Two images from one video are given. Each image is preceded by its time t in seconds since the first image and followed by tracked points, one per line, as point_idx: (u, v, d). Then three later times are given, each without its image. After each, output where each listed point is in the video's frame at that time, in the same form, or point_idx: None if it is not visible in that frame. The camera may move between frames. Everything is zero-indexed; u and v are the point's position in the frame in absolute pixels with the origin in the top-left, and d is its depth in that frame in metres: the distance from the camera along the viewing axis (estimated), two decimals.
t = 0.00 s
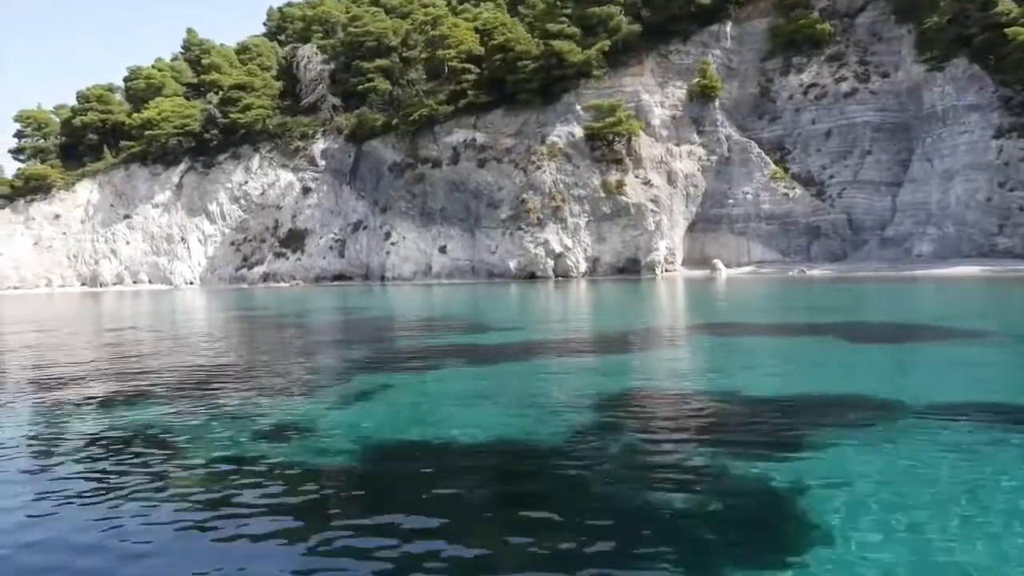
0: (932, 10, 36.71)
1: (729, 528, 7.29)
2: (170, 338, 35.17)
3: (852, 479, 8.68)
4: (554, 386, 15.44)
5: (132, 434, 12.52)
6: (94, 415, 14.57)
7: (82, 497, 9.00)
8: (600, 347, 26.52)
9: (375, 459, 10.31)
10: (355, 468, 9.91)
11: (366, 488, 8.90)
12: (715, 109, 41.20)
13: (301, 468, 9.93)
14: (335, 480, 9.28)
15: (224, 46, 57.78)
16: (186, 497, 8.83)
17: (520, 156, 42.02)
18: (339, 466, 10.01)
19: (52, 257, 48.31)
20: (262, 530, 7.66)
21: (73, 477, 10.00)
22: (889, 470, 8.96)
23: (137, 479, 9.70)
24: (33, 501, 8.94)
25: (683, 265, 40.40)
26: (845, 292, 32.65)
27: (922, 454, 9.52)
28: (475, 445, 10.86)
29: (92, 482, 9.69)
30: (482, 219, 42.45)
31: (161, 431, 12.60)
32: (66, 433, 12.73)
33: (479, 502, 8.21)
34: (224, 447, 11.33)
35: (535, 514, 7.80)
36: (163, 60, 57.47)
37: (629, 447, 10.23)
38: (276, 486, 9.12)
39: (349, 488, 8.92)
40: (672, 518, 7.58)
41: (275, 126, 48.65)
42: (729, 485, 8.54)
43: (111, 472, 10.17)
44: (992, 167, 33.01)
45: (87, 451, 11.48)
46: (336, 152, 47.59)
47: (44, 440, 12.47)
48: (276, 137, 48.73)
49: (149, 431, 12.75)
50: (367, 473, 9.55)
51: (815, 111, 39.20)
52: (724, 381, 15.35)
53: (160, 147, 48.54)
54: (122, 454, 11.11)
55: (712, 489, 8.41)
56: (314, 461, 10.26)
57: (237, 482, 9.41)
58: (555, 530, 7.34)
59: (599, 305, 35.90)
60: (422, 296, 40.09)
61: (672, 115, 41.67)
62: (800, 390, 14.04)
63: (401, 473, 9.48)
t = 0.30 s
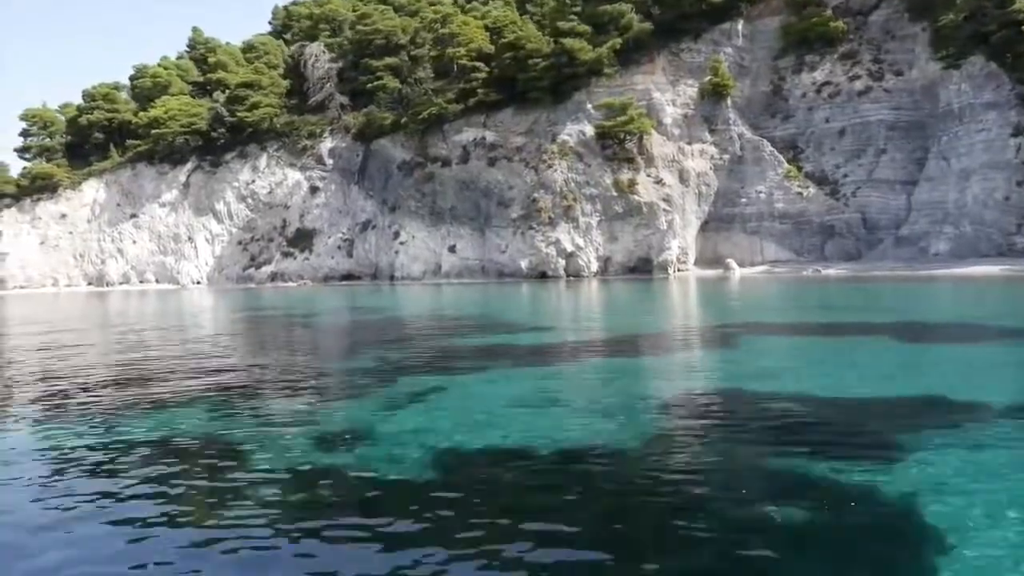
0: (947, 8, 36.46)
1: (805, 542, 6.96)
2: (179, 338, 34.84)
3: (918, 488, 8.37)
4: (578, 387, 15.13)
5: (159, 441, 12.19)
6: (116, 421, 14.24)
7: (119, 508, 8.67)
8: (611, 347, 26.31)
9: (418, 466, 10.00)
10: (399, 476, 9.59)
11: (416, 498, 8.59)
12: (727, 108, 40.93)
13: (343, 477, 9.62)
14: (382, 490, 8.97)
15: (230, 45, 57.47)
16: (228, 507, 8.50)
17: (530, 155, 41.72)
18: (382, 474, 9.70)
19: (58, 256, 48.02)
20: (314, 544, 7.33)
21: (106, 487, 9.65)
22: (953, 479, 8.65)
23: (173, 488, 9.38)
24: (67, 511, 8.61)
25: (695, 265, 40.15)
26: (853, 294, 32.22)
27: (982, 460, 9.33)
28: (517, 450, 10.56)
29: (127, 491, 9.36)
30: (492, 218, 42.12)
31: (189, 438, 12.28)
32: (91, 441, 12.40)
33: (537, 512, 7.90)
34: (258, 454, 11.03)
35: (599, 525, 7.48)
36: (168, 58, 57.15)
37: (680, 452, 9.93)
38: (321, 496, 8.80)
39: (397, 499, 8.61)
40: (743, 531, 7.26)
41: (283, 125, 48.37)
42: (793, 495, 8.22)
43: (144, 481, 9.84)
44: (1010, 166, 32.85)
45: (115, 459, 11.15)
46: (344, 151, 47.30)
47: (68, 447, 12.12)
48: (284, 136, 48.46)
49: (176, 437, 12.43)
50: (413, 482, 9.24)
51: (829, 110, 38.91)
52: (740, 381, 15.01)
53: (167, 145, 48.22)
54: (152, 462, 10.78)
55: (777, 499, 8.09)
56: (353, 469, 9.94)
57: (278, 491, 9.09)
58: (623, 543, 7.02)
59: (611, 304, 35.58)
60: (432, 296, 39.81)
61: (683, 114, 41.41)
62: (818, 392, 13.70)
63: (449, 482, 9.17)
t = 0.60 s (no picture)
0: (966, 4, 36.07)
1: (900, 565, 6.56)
2: (189, 338, 34.50)
3: (999, 503, 8.01)
4: (609, 389, 14.82)
5: (191, 448, 11.81)
6: (140, 426, 13.85)
7: (164, 524, 8.29)
8: (625, 347, 26.01)
9: (468, 475, 9.64)
10: (450, 487, 9.22)
11: (474, 511, 8.22)
12: (741, 106, 40.60)
13: (391, 488, 9.26)
14: (435, 501, 8.60)
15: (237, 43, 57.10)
16: (279, 520, 8.20)
17: (542, 153, 41.36)
18: (432, 485, 9.34)
19: (66, 256, 47.71)
20: (376, 562, 7.03)
21: (146, 497, 9.35)
22: None
23: (217, 501, 9.01)
24: (110, 528, 8.22)
25: (708, 264, 39.83)
26: (868, 294, 31.77)
27: None
28: (567, 458, 10.20)
29: (168, 505, 8.98)
30: (503, 216, 41.77)
31: (221, 445, 11.90)
32: (119, 448, 12.01)
33: (607, 528, 7.52)
34: (297, 463, 10.65)
35: (675, 544, 7.09)
36: (174, 56, 56.73)
37: (741, 461, 9.54)
38: (374, 508, 8.43)
39: (455, 512, 8.24)
40: (831, 553, 6.85)
41: (291, 123, 47.99)
42: (871, 511, 7.86)
43: (183, 493, 9.46)
44: None
45: (148, 469, 10.77)
46: (353, 149, 46.95)
47: (96, 454, 11.74)
48: (292, 134, 48.10)
49: (208, 444, 12.05)
50: (467, 493, 8.87)
51: (844, 108, 38.58)
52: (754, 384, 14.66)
53: (175, 144, 47.83)
54: (189, 473, 10.39)
55: (857, 516, 7.69)
56: (400, 481, 9.57)
57: (327, 504, 8.71)
58: (705, 565, 6.66)
59: (624, 304, 35.18)
60: (443, 295, 39.49)
61: (697, 112, 41.08)
62: (838, 396, 13.38)
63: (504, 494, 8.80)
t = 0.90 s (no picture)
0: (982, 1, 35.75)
1: (997, 573, 6.15)
2: (198, 338, 34.18)
3: None
4: (637, 387, 14.53)
5: (218, 447, 11.44)
6: (160, 422, 13.47)
7: (203, 531, 7.95)
8: (638, 348, 25.70)
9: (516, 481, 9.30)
10: (495, 490, 8.96)
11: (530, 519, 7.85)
12: (753, 104, 40.30)
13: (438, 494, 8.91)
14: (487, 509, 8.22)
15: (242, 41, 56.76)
16: (325, 524, 7.92)
17: (553, 152, 41.04)
18: (480, 490, 8.99)
19: (72, 255, 47.41)
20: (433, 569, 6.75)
21: (182, 499, 9.07)
22: None
23: (257, 507, 8.67)
24: (150, 532, 7.96)
25: (721, 264, 39.54)
26: (883, 294, 31.43)
27: None
28: (616, 463, 9.84)
29: (205, 511, 8.64)
30: (513, 216, 41.46)
31: (250, 444, 11.55)
32: (145, 447, 11.73)
33: (670, 535, 7.20)
34: (334, 466, 10.30)
35: (747, 554, 6.72)
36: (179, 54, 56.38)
37: (793, 464, 9.28)
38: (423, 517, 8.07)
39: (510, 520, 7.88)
40: (908, 556, 6.58)
41: (298, 122, 47.63)
42: (938, 512, 7.59)
43: (219, 497, 9.11)
44: None
45: (176, 469, 10.41)
46: (360, 148, 46.64)
47: (120, 453, 11.38)
48: (299, 133, 47.76)
49: (236, 444, 11.69)
50: (518, 500, 8.52)
51: (858, 106, 38.28)
52: (781, 382, 14.37)
53: (181, 142, 47.49)
54: (221, 475, 10.03)
55: (935, 522, 7.31)
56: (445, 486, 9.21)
57: (374, 512, 8.35)
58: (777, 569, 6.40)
59: (636, 304, 34.81)
60: (452, 295, 39.18)
61: (709, 110, 40.78)
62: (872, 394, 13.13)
63: (557, 501, 8.45)
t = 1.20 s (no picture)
0: None
1: None
2: (208, 338, 33.88)
3: None
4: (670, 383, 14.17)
5: (248, 445, 11.04)
6: (182, 423, 13.05)
7: (248, 530, 7.55)
8: (652, 350, 25.28)
9: (569, 479, 8.89)
10: (549, 489, 8.61)
11: (594, 525, 7.42)
12: (767, 102, 39.96)
13: (490, 493, 8.50)
14: (546, 513, 7.80)
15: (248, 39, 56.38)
16: (380, 523, 7.57)
17: (565, 150, 40.68)
18: (534, 489, 8.59)
19: (78, 254, 47.01)
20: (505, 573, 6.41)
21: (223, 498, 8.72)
22: None
23: (300, 504, 8.27)
24: (195, 531, 7.60)
25: (734, 263, 39.19)
26: (901, 294, 31.02)
27: None
28: (669, 462, 9.42)
29: (247, 508, 8.23)
30: (525, 215, 41.09)
31: (282, 439, 11.15)
32: (176, 445, 11.35)
33: (750, 542, 6.86)
34: (375, 460, 9.89)
35: (836, 563, 6.37)
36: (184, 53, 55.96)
37: (858, 468, 8.92)
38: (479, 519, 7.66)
39: (571, 526, 7.47)
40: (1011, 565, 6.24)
41: (305, 120, 47.26)
42: None
43: (259, 494, 8.70)
44: None
45: (208, 466, 10.00)
46: (369, 147, 46.32)
47: (147, 451, 10.97)
48: (307, 132, 47.40)
49: (267, 441, 11.29)
50: (577, 503, 8.10)
51: (874, 104, 37.97)
52: (819, 380, 14.00)
53: (189, 141, 47.17)
54: (257, 471, 9.62)
55: None
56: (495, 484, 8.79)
57: (424, 510, 8.01)
58: None
59: (649, 305, 34.44)
60: (463, 295, 38.77)
61: (722, 108, 40.39)
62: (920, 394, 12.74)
63: (619, 505, 8.02)
